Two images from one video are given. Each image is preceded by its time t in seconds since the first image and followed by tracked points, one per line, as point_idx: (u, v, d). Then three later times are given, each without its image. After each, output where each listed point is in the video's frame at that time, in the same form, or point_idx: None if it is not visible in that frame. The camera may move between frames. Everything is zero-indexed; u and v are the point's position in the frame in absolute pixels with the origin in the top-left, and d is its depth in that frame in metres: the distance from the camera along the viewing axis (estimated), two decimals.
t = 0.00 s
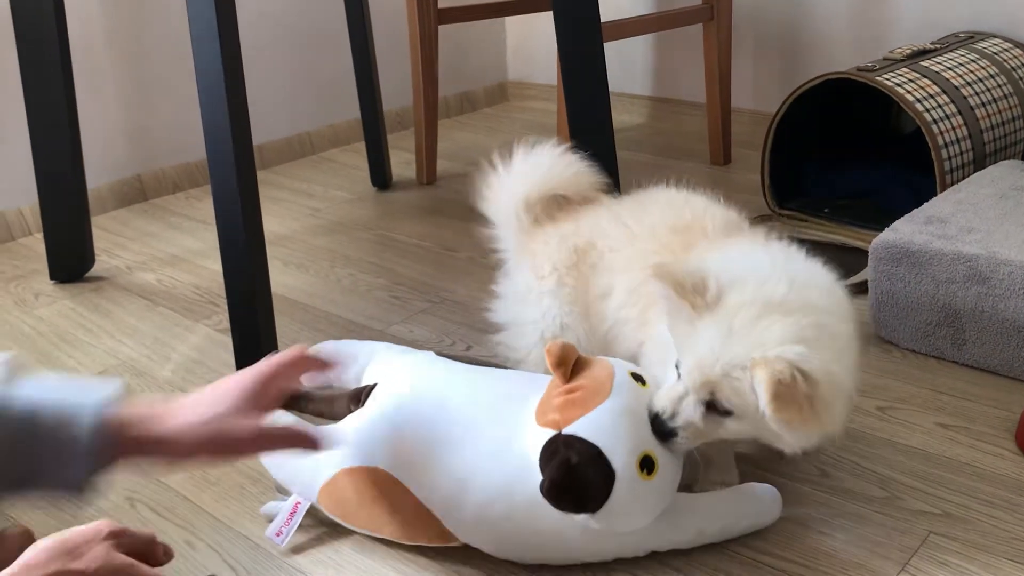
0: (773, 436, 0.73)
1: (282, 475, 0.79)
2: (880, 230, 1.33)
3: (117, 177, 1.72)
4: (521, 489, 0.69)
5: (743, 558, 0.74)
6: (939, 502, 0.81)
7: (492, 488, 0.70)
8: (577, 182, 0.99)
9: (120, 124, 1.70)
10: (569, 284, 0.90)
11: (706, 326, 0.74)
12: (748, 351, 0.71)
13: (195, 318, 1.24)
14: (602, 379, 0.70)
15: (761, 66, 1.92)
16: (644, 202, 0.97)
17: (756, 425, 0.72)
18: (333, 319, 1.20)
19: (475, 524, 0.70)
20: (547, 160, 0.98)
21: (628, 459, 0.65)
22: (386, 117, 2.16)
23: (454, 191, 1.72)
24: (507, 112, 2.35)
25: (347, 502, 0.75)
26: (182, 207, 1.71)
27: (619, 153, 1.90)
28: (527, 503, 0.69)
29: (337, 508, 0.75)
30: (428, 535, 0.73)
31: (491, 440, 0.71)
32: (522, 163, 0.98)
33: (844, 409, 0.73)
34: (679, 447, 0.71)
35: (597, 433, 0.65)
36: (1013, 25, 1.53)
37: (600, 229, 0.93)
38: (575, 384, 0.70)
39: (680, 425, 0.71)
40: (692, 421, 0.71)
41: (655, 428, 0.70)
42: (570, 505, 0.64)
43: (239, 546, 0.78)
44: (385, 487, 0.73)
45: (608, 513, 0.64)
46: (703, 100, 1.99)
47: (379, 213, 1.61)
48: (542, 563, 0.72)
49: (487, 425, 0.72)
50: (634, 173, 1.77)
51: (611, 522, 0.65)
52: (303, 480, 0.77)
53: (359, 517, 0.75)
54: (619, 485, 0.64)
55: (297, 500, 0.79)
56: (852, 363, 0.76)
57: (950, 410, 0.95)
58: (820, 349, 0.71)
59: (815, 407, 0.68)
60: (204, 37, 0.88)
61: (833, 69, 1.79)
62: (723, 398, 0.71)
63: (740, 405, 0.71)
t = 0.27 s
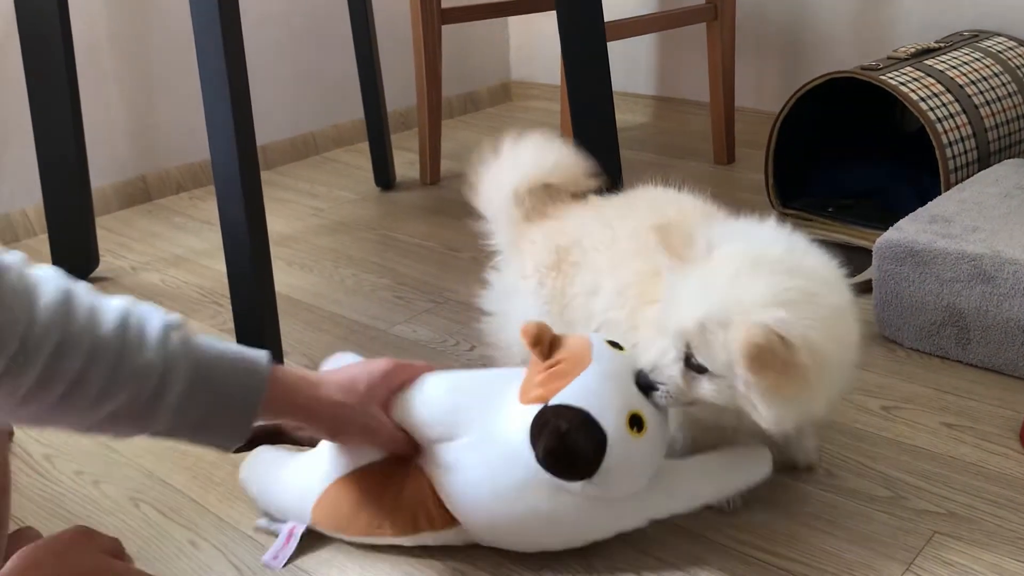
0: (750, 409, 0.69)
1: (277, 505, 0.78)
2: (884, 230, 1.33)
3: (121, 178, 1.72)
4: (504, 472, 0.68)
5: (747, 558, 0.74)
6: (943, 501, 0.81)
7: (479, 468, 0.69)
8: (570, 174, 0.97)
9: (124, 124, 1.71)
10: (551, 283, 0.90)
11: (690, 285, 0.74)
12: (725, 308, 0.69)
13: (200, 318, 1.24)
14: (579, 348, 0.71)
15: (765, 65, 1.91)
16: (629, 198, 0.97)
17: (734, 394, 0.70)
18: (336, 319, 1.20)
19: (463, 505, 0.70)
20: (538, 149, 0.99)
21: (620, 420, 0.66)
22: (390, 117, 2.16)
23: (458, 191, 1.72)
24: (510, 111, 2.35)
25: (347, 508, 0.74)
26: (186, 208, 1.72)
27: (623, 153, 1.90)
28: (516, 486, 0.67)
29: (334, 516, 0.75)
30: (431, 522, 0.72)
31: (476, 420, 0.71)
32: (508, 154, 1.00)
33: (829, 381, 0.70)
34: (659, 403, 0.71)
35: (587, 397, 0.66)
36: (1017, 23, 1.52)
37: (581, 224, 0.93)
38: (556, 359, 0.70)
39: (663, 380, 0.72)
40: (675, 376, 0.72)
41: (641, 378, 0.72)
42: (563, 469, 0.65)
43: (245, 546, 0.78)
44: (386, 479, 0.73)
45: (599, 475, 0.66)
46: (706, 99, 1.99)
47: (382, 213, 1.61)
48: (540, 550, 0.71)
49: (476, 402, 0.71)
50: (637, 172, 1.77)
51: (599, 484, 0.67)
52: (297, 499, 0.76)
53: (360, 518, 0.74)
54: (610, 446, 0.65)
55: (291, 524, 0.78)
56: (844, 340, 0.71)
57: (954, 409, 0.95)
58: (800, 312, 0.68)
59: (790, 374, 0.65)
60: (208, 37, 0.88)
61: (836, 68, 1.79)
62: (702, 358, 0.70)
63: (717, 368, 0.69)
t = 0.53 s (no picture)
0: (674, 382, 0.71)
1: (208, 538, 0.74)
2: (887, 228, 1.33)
3: (123, 177, 1.73)
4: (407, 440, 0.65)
5: (751, 558, 0.74)
6: (945, 500, 0.81)
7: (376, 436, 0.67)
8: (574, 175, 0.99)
9: (127, 124, 1.71)
10: (554, 284, 0.85)
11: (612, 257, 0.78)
12: (640, 276, 0.73)
13: (202, 318, 1.24)
14: (475, 303, 0.69)
15: (768, 64, 1.91)
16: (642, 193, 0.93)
17: (645, 362, 0.73)
18: (339, 318, 1.20)
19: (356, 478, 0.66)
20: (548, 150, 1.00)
21: (513, 363, 0.65)
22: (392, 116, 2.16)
23: (460, 190, 1.72)
24: (512, 111, 2.35)
25: (270, 521, 0.69)
26: (189, 208, 1.72)
27: (625, 152, 1.90)
28: (421, 450, 0.65)
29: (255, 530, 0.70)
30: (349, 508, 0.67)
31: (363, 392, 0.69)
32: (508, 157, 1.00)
33: (759, 358, 0.71)
34: (566, 358, 0.74)
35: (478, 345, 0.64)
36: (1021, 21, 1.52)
37: (587, 217, 0.87)
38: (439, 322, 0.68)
39: (575, 338, 0.74)
40: (586, 339, 0.74)
41: (550, 333, 0.74)
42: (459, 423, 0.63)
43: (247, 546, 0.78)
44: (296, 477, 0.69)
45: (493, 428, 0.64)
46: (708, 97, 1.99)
47: (385, 212, 1.61)
48: (457, 521, 0.67)
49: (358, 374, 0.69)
50: (639, 171, 1.77)
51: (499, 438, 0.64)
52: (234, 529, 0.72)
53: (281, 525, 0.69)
54: (507, 393, 0.63)
55: (223, 559, 0.73)
56: (787, 319, 0.73)
57: (956, 408, 0.95)
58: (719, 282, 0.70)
59: (703, 340, 0.66)
60: (210, 37, 0.88)
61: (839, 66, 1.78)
62: (619, 324, 0.73)
63: (633, 336, 0.72)
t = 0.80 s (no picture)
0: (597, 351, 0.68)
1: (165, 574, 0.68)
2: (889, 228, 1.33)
3: (127, 177, 1.73)
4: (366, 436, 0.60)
5: (754, 557, 0.75)
6: (948, 500, 0.81)
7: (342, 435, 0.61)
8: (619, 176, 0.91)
9: (129, 124, 1.71)
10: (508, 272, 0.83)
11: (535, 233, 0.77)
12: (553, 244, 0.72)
13: (205, 318, 1.25)
14: (402, 289, 0.63)
15: (770, 63, 1.91)
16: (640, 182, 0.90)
17: (562, 330, 0.71)
18: (342, 318, 1.20)
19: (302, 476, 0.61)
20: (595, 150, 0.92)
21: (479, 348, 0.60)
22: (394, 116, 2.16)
23: (463, 189, 1.72)
24: (514, 110, 2.35)
25: (227, 564, 0.62)
26: (191, 207, 1.72)
27: (627, 151, 1.90)
28: (382, 447, 0.60)
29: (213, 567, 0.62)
30: (315, 535, 0.60)
31: (317, 397, 0.63)
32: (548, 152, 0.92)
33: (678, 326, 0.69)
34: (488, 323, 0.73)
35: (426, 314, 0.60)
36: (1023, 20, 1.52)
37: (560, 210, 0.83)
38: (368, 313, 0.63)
39: (498, 307, 0.74)
40: (505, 308, 0.74)
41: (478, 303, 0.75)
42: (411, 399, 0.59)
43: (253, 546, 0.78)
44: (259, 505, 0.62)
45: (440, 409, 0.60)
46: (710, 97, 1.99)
47: (387, 212, 1.62)
48: (410, 523, 0.63)
49: (306, 387, 0.65)
50: (642, 171, 1.77)
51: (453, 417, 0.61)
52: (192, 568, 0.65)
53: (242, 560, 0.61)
54: (468, 364, 0.59)
55: None
56: (698, 287, 0.70)
57: (959, 407, 0.95)
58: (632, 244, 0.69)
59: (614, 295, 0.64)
60: (214, 38, 0.88)
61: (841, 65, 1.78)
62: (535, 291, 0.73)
63: (552, 305, 0.71)
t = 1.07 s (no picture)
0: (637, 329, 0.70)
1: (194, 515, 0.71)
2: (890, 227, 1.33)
3: (128, 177, 1.73)
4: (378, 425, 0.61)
5: (755, 557, 0.74)
6: (951, 500, 0.81)
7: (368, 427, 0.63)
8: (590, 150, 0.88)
9: (130, 124, 1.71)
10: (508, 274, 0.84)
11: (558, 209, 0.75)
12: (600, 211, 0.72)
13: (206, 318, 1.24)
14: (426, 304, 0.62)
15: (771, 62, 1.91)
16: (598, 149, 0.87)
17: (571, 326, 0.72)
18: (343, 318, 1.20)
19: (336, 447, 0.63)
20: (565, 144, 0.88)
21: (486, 370, 0.62)
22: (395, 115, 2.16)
23: (464, 189, 1.72)
24: (515, 110, 2.35)
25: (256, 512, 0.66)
26: (193, 207, 1.72)
27: (628, 151, 1.89)
28: (384, 462, 0.62)
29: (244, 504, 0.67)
30: (340, 495, 0.65)
31: (348, 381, 0.63)
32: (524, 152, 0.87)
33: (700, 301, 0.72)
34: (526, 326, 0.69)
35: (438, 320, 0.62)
36: None
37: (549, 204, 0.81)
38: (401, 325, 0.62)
39: (540, 297, 0.70)
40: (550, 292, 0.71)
41: (513, 302, 0.69)
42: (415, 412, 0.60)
43: (254, 544, 0.78)
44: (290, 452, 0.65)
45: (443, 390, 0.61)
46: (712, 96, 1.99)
47: (388, 212, 1.62)
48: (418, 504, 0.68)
49: (328, 360, 0.64)
50: (643, 170, 1.77)
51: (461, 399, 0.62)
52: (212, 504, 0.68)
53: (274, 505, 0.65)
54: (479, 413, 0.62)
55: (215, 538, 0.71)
56: (684, 304, 0.71)
57: (960, 407, 0.95)
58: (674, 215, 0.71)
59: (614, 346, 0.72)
60: (215, 38, 0.88)
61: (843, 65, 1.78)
62: (582, 264, 0.71)
63: (602, 275, 0.71)
